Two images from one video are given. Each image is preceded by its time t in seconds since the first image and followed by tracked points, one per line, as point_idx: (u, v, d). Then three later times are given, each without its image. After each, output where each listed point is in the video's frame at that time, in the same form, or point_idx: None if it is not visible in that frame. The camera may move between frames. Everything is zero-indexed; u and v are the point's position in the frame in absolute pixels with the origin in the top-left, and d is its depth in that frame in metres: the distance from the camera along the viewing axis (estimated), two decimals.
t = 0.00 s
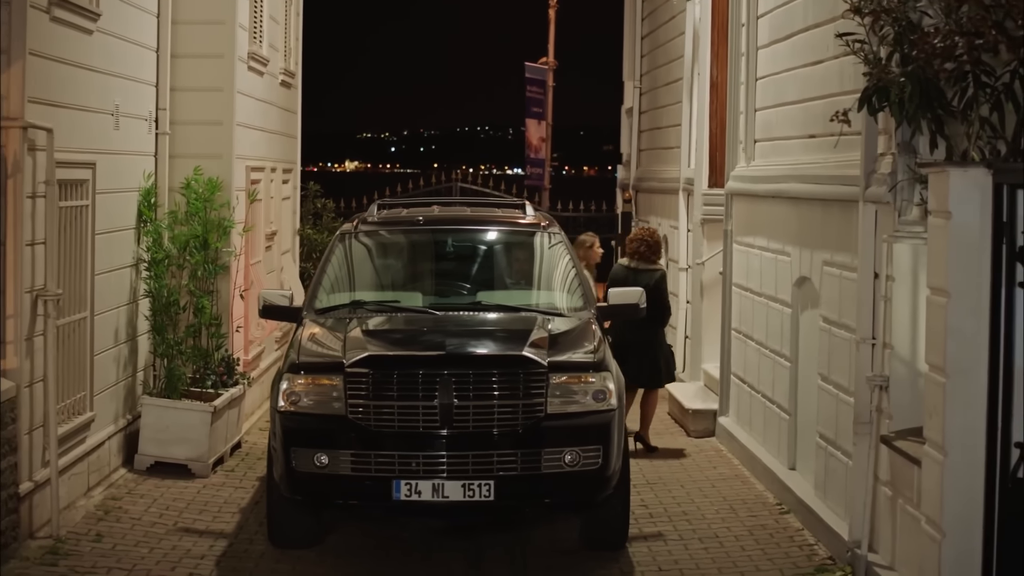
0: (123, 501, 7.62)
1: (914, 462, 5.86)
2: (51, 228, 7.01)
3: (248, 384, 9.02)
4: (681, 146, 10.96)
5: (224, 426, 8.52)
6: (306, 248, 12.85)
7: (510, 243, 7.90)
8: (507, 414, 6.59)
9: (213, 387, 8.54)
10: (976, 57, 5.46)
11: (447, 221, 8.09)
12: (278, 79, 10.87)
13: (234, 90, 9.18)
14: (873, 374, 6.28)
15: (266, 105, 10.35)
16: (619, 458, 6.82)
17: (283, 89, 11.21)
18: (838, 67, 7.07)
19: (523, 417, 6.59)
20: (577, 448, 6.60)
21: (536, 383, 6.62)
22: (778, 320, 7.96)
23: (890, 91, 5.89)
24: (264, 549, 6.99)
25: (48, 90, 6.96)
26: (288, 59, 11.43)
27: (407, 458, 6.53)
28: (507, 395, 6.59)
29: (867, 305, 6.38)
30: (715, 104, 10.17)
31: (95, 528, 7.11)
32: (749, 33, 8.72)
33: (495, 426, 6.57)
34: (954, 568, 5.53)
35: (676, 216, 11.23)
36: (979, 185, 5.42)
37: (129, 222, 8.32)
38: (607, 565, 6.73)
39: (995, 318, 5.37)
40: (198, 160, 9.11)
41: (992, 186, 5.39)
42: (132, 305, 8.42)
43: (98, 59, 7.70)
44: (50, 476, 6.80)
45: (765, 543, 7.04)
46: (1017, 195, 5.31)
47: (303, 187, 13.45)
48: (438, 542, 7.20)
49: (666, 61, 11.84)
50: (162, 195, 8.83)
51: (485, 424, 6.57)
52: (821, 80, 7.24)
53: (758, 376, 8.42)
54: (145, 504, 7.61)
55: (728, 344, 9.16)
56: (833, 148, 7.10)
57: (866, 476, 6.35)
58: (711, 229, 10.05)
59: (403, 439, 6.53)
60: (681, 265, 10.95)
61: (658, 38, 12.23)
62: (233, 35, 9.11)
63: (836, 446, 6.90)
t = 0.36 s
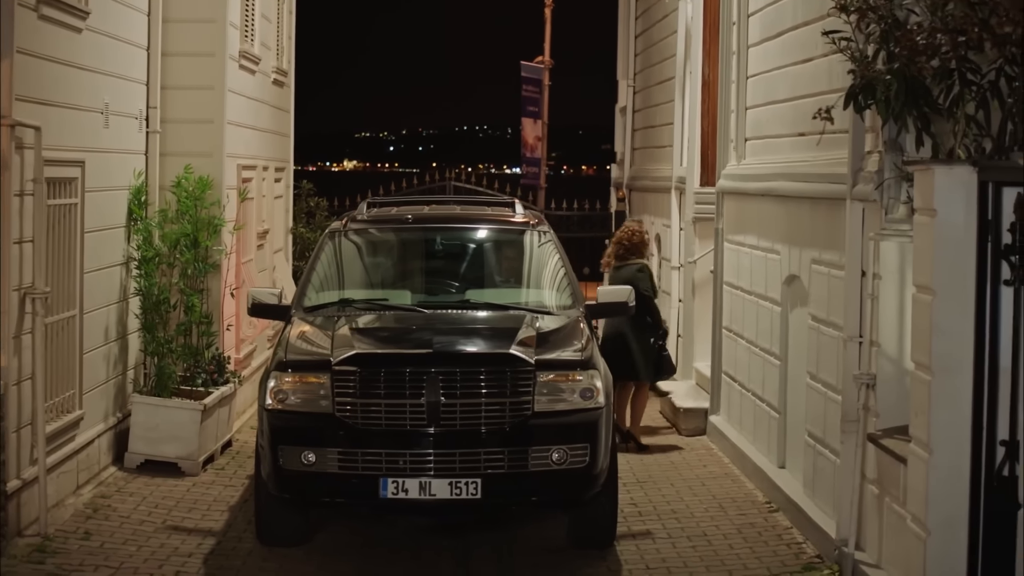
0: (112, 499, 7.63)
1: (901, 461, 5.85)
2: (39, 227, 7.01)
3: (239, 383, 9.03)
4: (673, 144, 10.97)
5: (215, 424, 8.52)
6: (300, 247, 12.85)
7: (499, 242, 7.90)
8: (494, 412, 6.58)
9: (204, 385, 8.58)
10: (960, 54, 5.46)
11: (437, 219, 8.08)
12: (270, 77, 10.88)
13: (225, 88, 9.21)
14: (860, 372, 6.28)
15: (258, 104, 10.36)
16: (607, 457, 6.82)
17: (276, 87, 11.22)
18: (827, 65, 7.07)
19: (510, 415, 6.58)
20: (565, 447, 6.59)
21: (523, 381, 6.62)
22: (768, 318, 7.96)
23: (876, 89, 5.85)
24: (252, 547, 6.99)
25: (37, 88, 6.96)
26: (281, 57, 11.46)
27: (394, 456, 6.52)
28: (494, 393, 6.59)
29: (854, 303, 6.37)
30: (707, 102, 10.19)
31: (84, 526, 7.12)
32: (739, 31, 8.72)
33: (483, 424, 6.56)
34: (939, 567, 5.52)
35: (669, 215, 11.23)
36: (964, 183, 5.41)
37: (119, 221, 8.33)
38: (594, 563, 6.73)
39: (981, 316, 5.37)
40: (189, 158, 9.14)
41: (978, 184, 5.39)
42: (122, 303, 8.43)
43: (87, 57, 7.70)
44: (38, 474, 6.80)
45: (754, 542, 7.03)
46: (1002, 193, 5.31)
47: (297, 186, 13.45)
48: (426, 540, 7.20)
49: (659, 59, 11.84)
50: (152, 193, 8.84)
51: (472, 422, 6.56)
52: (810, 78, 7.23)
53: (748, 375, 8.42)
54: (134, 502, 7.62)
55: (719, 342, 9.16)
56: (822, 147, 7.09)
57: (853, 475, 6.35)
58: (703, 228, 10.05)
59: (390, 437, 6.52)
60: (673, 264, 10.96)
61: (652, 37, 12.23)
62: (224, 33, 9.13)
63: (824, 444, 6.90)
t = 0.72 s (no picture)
0: (104, 498, 7.63)
1: (888, 458, 5.85)
2: (30, 226, 7.00)
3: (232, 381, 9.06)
4: (668, 144, 10.98)
5: (207, 423, 8.54)
6: (295, 245, 12.86)
7: (491, 240, 7.89)
8: (483, 411, 6.56)
9: (196, 384, 8.63)
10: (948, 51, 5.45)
11: (429, 218, 8.07)
12: (264, 76, 10.90)
13: (218, 87, 9.22)
14: (849, 370, 6.27)
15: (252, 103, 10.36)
16: (597, 455, 6.80)
17: (270, 86, 11.23)
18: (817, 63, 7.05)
19: (499, 414, 6.56)
20: (554, 445, 6.57)
21: (513, 379, 6.60)
22: (760, 317, 7.95)
23: (864, 86, 5.84)
24: (242, 545, 6.98)
25: (28, 87, 6.96)
26: (275, 56, 11.48)
27: (384, 454, 6.50)
28: (484, 391, 6.57)
29: (843, 301, 6.36)
30: (701, 101, 10.18)
31: (74, 524, 7.12)
32: (732, 30, 8.72)
33: (472, 422, 6.54)
34: (926, 565, 5.52)
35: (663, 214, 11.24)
36: (951, 181, 5.40)
37: (112, 220, 8.34)
38: (584, 561, 6.72)
39: (968, 314, 5.37)
40: (181, 157, 9.14)
41: (965, 183, 5.37)
42: (114, 302, 8.44)
43: (78, 56, 7.69)
44: (28, 472, 6.80)
45: (744, 540, 7.03)
46: (989, 191, 5.30)
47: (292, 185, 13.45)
48: (416, 538, 7.20)
49: (655, 58, 11.84)
50: (145, 192, 8.87)
51: (462, 420, 6.54)
52: (801, 77, 7.22)
53: (741, 374, 8.41)
54: (125, 501, 7.62)
55: (713, 341, 9.15)
56: (812, 145, 7.08)
57: (842, 473, 6.35)
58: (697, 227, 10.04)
59: (379, 435, 6.50)
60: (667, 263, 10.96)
61: (647, 36, 12.24)
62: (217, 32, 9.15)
63: (814, 443, 6.90)
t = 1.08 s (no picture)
0: (96, 496, 7.64)
1: (877, 456, 5.84)
2: (21, 224, 7.01)
3: (225, 380, 9.11)
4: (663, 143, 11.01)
5: (200, 421, 8.58)
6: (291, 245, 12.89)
7: (484, 238, 7.89)
8: (474, 408, 6.53)
9: (189, 382, 8.68)
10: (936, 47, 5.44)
11: (422, 216, 8.06)
12: (259, 76, 11.01)
13: (212, 86, 9.32)
14: (839, 367, 6.27)
15: (245, 101, 10.39)
16: (587, 453, 6.78)
17: (265, 85, 11.28)
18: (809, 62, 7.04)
19: (490, 411, 6.53)
20: (545, 443, 6.55)
21: (504, 377, 6.57)
22: (753, 315, 7.95)
23: (853, 83, 5.83)
24: (233, 543, 6.98)
25: (20, 86, 6.97)
26: (270, 56, 11.54)
27: (374, 452, 6.48)
28: (474, 388, 6.54)
29: (833, 300, 6.36)
30: (695, 99, 10.19)
31: (66, 522, 7.13)
32: (725, 29, 8.72)
33: (463, 419, 6.52)
34: (914, 562, 5.52)
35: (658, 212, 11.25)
36: (939, 177, 5.39)
37: (104, 218, 8.36)
38: (574, 559, 6.72)
39: (956, 312, 5.37)
40: (175, 155, 9.26)
41: (953, 180, 5.36)
42: (107, 301, 8.47)
43: (70, 54, 7.70)
44: (20, 470, 6.81)
45: (736, 538, 7.02)
46: (977, 188, 5.30)
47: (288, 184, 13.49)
48: (407, 537, 7.19)
49: (650, 58, 11.86)
50: (138, 190, 8.91)
51: (453, 418, 6.51)
52: (793, 75, 7.21)
53: (734, 372, 8.42)
54: (117, 499, 7.63)
55: (706, 340, 9.16)
56: (804, 143, 7.07)
57: (832, 471, 6.34)
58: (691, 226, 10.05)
59: (370, 432, 6.48)
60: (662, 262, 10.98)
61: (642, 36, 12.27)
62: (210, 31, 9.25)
63: (805, 440, 6.90)
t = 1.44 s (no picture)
0: (87, 493, 7.64)
1: (866, 452, 5.83)
2: (12, 221, 7.00)
3: (218, 378, 9.16)
4: (658, 140, 11.01)
5: (193, 418, 8.58)
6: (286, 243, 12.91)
7: (476, 235, 7.88)
8: (464, 405, 6.44)
9: (182, 379, 8.73)
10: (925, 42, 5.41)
11: (413, 213, 8.05)
12: (254, 73, 11.25)
13: (204, 83, 9.33)
14: (829, 364, 6.27)
15: (236, 99, 10.48)
16: (578, 450, 6.72)
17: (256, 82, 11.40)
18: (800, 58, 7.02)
19: (480, 408, 6.43)
20: (536, 440, 6.46)
21: (493, 373, 6.47)
22: (745, 312, 7.95)
23: (843, 79, 5.80)
24: (224, 540, 6.97)
25: (10, 83, 6.97)
26: (265, 53, 11.83)
27: (364, 449, 6.39)
28: (464, 384, 6.44)
29: (823, 296, 6.35)
30: (688, 96, 10.19)
31: (57, 519, 7.12)
32: (719, 26, 8.69)
33: (454, 417, 6.42)
34: (902, 558, 5.51)
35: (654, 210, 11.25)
36: (928, 173, 5.37)
37: (97, 216, 8.37)
38: (565, 557, 6.71)
39: (944, 308, 5.36)
40: (168, 153, 9.24)
41: (941, 176, 5.35)
42: (99, 298, 8.47)
43: (61, 52, 7.70)
44: (10, 468, 6.80)
45: (726, 535, 7.02)
46: (966, 183, 5.29)
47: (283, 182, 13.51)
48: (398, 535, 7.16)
49: (645, 56, 11.87)
50: (131, 188, 8.93)
51: (443, 415, 6.41)
52: (784, 71, 7.19)
53: (727, 369, 8.41)
54: (108, 496, 7.62)
55: (700, 338, 9.15)
56: (795, 140, 7.05)
57: (822, 467, 6.34)
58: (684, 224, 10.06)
59: (360, 430, 6.39)
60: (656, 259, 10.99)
61: (638, 34, 12.27)
62: (203, 29, 9.26)
63: (796, 437, 6.90)
